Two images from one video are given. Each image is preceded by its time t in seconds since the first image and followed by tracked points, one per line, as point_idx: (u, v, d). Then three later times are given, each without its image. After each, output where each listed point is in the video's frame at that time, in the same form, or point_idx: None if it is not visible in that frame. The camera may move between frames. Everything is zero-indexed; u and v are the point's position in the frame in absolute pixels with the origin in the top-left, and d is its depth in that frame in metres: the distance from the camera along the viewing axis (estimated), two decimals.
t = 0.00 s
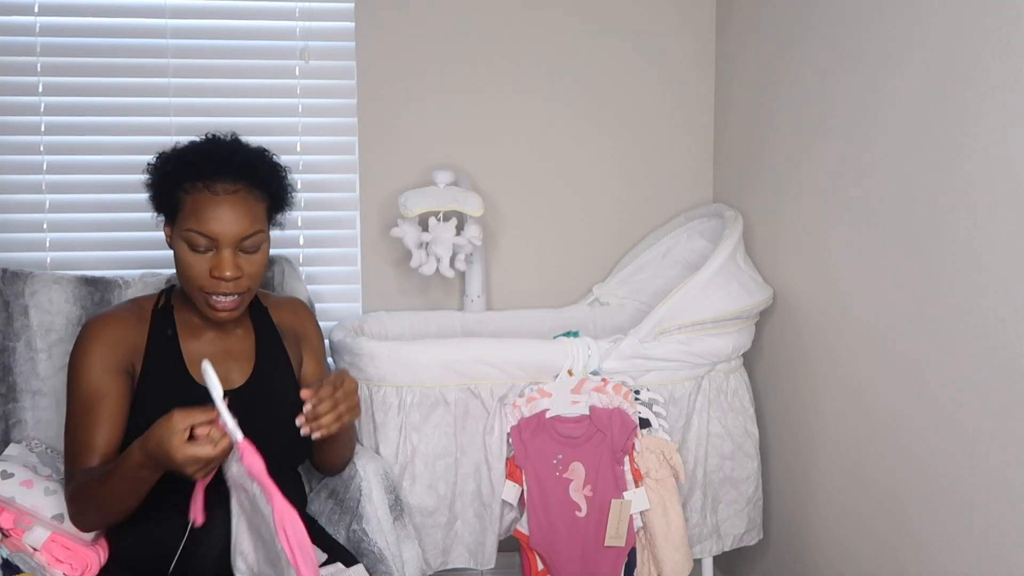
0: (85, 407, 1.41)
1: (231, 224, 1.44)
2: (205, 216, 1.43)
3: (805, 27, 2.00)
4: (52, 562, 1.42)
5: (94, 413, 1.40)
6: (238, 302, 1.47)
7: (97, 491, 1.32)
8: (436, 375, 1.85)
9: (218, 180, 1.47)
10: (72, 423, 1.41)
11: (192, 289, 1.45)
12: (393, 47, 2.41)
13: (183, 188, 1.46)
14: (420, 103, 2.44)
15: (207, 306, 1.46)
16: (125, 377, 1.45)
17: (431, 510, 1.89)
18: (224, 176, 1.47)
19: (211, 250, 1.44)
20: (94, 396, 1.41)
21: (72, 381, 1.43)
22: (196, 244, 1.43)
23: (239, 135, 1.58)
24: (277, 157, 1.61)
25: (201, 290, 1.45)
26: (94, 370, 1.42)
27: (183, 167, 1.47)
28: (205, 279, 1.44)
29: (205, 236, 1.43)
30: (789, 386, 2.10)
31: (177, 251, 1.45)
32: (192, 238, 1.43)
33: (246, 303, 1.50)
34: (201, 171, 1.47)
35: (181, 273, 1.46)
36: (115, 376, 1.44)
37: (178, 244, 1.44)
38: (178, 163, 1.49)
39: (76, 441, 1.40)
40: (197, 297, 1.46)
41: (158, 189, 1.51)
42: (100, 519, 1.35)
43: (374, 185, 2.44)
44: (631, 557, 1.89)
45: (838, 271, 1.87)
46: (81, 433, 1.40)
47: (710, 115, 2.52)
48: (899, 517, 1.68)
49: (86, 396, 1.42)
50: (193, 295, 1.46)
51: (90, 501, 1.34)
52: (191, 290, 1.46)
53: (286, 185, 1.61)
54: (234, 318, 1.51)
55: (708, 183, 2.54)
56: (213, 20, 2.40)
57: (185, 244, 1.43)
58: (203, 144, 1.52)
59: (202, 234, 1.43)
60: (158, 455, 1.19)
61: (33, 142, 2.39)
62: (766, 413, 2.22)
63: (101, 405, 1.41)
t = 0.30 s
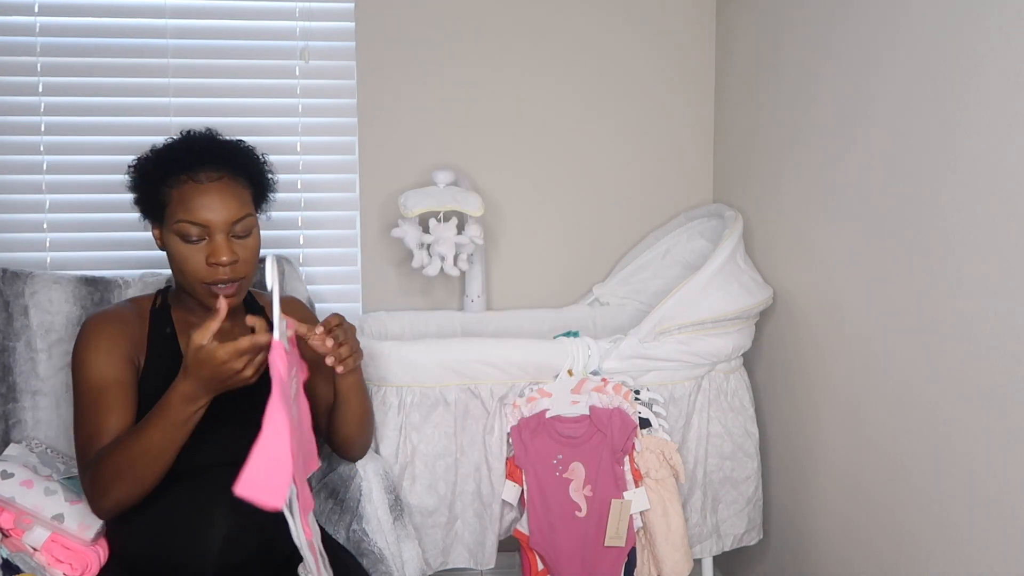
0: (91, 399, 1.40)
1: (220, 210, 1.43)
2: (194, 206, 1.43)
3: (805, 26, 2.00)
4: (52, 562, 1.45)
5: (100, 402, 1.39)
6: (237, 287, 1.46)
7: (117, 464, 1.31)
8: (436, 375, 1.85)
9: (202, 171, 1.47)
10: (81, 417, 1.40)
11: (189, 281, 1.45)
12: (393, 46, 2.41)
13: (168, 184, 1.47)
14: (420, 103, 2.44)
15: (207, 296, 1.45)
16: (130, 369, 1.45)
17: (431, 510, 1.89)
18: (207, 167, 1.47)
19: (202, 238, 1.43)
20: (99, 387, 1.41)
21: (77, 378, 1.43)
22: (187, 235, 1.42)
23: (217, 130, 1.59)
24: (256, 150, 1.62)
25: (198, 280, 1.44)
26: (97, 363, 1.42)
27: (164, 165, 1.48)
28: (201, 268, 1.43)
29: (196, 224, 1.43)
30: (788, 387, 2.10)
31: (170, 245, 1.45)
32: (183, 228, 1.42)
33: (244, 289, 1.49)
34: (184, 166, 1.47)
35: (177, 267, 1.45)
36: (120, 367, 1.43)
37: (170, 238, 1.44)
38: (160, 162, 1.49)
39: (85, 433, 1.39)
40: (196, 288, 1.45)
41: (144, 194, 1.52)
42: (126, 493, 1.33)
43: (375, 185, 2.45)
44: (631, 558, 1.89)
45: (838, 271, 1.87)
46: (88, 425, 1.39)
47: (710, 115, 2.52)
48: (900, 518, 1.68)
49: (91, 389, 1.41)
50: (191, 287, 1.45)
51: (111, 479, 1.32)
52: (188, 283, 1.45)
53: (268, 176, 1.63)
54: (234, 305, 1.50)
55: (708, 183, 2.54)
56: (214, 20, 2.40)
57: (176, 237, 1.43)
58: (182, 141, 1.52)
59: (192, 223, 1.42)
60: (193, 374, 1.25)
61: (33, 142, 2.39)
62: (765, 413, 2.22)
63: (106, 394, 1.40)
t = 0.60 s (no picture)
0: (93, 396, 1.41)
1: (219, 208, 1.44)
2: (193, 204, 1.44)
3: (804, 26, 2.00)
4: (52, 562, 1.45)
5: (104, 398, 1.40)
6: (238, 285, 1.48)
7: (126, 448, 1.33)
8: (436, 375, 1.85)
9: (199, 170, 1.48)
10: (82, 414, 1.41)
11: (190, 279, 1.46)
12: (392, 46, 2.41)
13: (166, 184, 1.47)
14: (420, 103, 2.44)
15: (209, 294, 1.46)
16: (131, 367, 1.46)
17: (431, 510, 1.89)
18: (205, 166, 1.48)
19: (203, 235, 1.44)
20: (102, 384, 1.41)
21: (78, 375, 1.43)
22: (187, 233, 1.44)
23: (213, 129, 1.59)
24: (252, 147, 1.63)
25: (199, 278, 1.45)
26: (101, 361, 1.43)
27: (162, 164, 1.48)
28: (202, 266, 1.44)
29: (195, 222, 1.44)
30: (788, 386, 2.10)
31: (169, 244, 1.46)
32: (183, 226, 1.43)
33: (245, 285, 1.50)
34: (180, 164, 1.48)
35: (177, 266, 1.46)
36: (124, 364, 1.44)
37: (170, 238, 1.45)
38: (157, 162, 1.49)
39: (86, 429, 1.40)
40: (197, 285, 1.45)
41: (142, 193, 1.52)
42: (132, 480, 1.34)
43: (375, 186, 2.44)
44: (631, 558, 1.89)
45: (838, 271, 1.87)
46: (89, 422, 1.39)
47: (710, 116, 2.52)
48: (900, 518, 1.68)
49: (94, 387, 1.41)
50: (191, 285, 1.46)
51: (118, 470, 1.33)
52: (189, 281, 1.46)
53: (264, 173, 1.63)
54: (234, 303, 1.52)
55: (708, 183, 2.54)
56: (214, 20, 2.40)
57: (177, 236, 1.44)
58: (177, 139, 1.52)
59: (192, 221, 1.43)
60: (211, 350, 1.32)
61: (33, 142, 2.39)
62: (765, 413, 2.22)
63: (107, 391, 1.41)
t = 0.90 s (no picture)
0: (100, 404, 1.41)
1: (221, 203, 1.45)
2: (194, 200, 1.44)
3: (804, 26, 2.00)
4: (52, 562, 1.46)
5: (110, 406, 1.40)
6: (244, 279, 1.47)
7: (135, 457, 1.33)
8: (435, 375, 1.85)
9: (200, 167, 1.49)
10: (88, 423, 1.42)
11: (196, 277, 1.45)
12: (392, 46, 2.41)
13: (168, 183, 1.48)
14: (420, 103, 2.44)
15: (215, 291, 1.46)
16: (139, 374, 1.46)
17: (432, 509, 1.88)
18: (205, 163, 1.49)
19: (206, 231, 1.44)
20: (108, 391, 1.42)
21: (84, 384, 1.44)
22: (191, 229, 1.44)
23: (213, 129, 1.61)
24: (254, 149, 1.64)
25: (204, 274, 1.44)
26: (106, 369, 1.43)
27: (163, 164, 1.49)
28: (206, 261, 1.44)
29: (199, 219, 1.44)
30: (789, 387, 2.10)
31: (173, 243, 1.46)
32: (185, 223, 1.44)
33: (251, 282, 1.49)
34: (182, 163, 1.48)
35: (182, 264, 1.46)
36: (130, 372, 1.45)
37: (175, 236, 1.45)
38: (159, 163, 1.50)
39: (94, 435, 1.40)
40: (203, 282, 1.45)
41: (143, 196, 1.52)
42: (143, 489, 1.34)
43: (375, 186, 2.44)
44: (631, 557, 1.89)
45: (838, 271, 1.87)
46: (97, 431, 1.40)
47: (710, 116, 2.52)
48: (900, 518, 1.68)
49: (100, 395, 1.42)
50: (196, 283, 1.46)
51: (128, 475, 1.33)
52: (194, 278, 1.45)
53: (264, 173, 1.64)
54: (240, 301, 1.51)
55: (708, 183, 2.54)
56: (213, 20, 2.40)
57: (181, 233, 1.44)
58: (177, 140, 1.53)
59: (195, 217, 1.44)
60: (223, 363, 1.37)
61: (34, 141, 2.39)
62: (765, 413, 2.22)
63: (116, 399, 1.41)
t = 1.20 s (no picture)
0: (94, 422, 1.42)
1: (232, 203, 1.46)
2: (205, 200, 1.45)
3: (805, 26, 2.00)
4: (52, 561, 1.45)
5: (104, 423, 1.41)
6: (253, 279, 1.48)
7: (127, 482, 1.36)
8: (436, 375, 1.85)
9: (208, 167, 1.49)
10: (85, 437, 1.42)
11: (206, 276, 1.46)
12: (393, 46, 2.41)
13: (176, 183, 1.47)
14: (420, 103, 2.44)
15: (224, 290, 1.47)
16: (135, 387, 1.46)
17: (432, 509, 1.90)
18: (213, 163, 1.50)
19: (217, 230, 1.45)
20: (103, 409, 1.42)
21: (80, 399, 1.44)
22: (201, 229, 1.44)
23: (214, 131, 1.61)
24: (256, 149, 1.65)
25: (215, 274, 1.45)
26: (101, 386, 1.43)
27: (170, 163, 1.49)
28: (217, 261, 1.44)
29: (210, 218, 1.45)
30: (789, 387, 2.10)
31: (181, 241, 1.46)
32: (196, 222, 1.44)
33: (260, 281, 1.51)
34: (190, 163, 1.49)
35: (190, 262, 1.46)
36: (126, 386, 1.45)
37: (185, 236, 1.45)
38: (165, 162, 1.50)
39: (92, 447, 1.41)
40: (213, 282, 1.46)
41: (148, 196, 1.51)
42: (138, 513, 1.38)
43: (375, 186, 2.44)
44: (631, 557, 1.89)
45: (838, 271, 1.87)
46: (96, 443, 1.41)
47: (710, 116, 2.52)
48: (900, 517, 1.68)
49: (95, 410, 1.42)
50: (205, 282, 1.46)
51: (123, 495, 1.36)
52: (203, 277, 1.46)
53: (265, 174, 1.65)
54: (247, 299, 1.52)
55: (708, 183, 2.54)
56: (213, 20, 2.40)
57: (192, 233, 1.44)
58: (183, 139, 1.53)
59: (206, 216, 1.44)
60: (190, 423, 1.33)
61: (34, 141, 2.39)
62: (765, 413, 2.22)
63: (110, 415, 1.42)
